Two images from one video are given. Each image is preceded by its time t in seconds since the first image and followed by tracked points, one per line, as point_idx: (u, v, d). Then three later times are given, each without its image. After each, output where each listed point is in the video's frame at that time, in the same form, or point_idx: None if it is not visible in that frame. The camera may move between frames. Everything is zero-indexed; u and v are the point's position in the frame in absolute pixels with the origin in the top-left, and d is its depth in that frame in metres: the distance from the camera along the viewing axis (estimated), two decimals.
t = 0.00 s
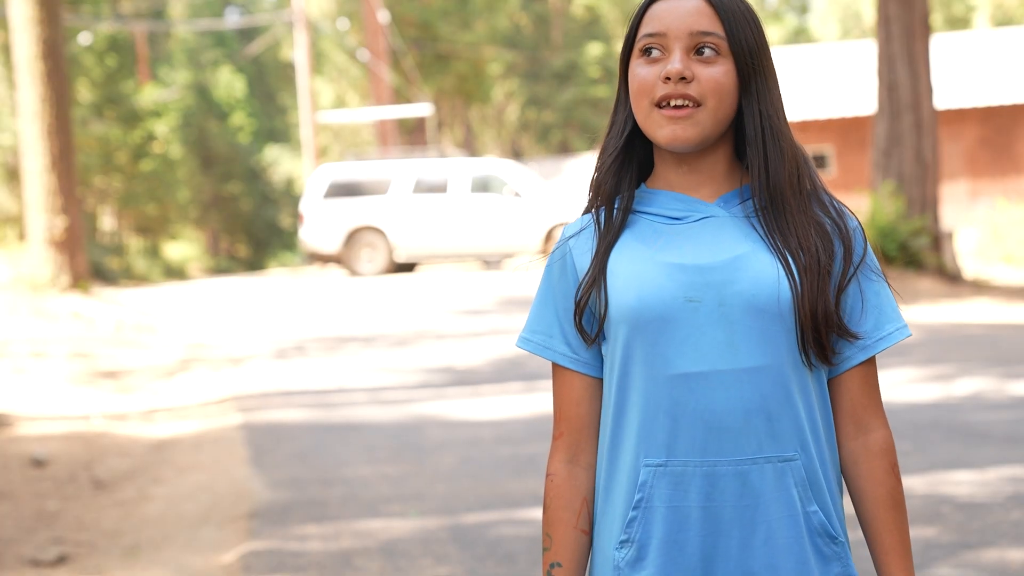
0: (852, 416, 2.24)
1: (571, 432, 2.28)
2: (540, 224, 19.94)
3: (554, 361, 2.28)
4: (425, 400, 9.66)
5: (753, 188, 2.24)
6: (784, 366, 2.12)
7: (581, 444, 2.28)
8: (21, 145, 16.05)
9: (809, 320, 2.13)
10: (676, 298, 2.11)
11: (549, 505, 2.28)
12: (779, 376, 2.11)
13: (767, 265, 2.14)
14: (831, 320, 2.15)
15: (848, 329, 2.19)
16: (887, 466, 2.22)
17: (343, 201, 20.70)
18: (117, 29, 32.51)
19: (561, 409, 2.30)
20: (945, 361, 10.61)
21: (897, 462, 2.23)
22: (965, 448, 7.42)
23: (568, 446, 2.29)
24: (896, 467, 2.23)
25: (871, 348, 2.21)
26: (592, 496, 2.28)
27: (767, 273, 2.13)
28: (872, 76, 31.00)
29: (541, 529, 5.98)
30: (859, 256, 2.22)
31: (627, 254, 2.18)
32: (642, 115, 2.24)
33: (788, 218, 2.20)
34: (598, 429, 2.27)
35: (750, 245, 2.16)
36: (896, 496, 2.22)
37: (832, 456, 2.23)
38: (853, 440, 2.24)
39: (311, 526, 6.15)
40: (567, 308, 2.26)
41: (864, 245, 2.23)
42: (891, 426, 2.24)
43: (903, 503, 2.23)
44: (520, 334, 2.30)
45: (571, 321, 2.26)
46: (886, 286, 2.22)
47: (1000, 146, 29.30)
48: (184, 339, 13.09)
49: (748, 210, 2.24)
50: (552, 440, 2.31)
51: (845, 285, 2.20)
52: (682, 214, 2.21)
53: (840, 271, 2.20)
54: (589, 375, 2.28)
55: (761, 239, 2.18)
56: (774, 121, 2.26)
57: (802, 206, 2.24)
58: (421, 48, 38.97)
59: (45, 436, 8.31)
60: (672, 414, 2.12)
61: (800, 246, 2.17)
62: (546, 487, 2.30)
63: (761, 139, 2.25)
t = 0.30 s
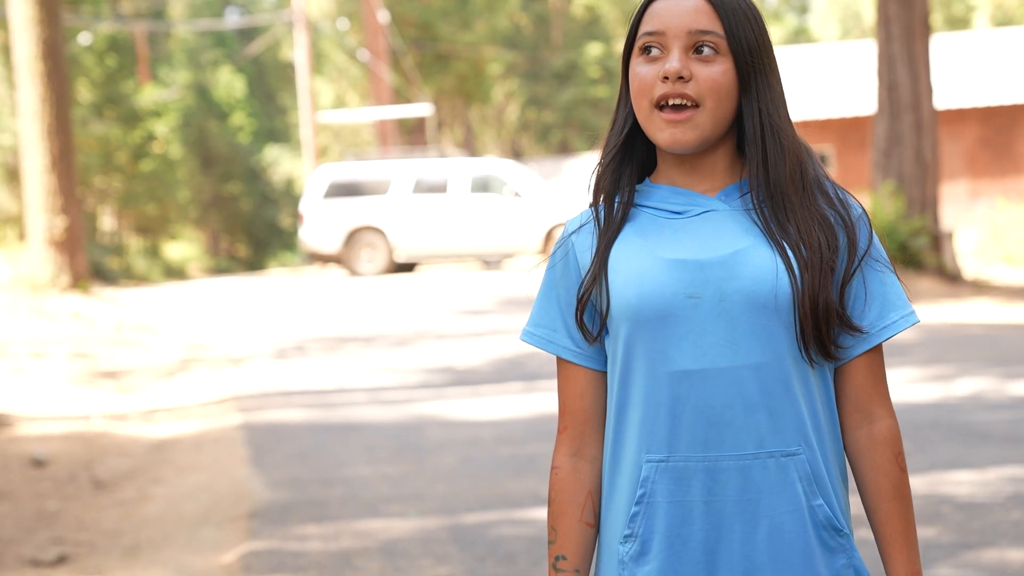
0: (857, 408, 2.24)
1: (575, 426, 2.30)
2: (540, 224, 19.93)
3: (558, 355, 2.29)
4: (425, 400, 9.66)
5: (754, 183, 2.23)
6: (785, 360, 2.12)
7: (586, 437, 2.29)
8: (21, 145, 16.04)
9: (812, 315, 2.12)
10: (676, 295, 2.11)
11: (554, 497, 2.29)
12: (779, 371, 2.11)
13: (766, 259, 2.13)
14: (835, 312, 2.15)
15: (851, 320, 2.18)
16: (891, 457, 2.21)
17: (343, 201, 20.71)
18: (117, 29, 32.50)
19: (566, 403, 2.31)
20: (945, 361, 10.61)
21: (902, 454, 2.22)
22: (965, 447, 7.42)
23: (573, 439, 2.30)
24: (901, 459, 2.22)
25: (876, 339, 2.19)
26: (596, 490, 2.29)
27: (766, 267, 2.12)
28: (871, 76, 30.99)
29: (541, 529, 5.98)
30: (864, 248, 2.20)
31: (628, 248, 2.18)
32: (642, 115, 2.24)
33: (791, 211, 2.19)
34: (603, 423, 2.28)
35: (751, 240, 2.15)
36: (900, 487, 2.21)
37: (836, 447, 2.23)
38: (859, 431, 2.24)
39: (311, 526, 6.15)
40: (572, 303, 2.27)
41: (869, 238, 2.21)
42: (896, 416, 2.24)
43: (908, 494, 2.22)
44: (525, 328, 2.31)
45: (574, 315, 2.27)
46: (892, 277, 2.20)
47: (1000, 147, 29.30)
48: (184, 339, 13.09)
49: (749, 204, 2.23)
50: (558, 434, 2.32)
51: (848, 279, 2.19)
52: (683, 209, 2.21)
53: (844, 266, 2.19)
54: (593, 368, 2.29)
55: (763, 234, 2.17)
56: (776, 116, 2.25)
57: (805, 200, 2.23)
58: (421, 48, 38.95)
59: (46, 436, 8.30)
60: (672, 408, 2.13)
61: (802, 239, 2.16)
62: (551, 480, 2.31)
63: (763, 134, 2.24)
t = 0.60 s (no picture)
0: (856, 407, 2.24)
1: (576, 427, 2.30)
2: (540, 224, 19.93)
3: (558, 358, 2.29)
4: (426, 399, 9.66)
5: (751, 184, 2.23)
6: (785, 362, 2.12)
7: (587, 438, 2.29)
8: (21, 145, 16.03)
9: (810, 316, 2.13)
10: (673, 300, 2.11)
11: (556, 499, 2.30)
12: (778, 373, 2.11)
13: (763, 261, 2.13)
14: (832, 312, 2.15)
15: (848, 320, 2.18)
16: (890, 456, 2.21)
17: (343, 201, 20.71)
18: (117, 29, 32.48)
19: (566, 405, 2.32)
20: (945, 362, 10.61)
21: (899, 455, 2.23)
22: (964, 448, 7.42)
23: (573, 441, 2.30)
24: (899, 459, 2.22)
25: (875, 339, 2.19)
26: (597, 492, 2.29)
27: (763, 271, 2.12)
28: (871, 76, 30.99)
29: (541, 529, 5.98)
30: (863, 248, 2.20)
31: (626, 251, 2.18)
32: (641, 115, 2.24)
33: (790, 213, 2.19)
34: (605, 423, 2.28)
35: (749, 243, 2.15)
36: (899, 486, 2.21)
37: (836, 444, 2.23)
38: (857, 429, 2.24)
39: (311, 526, 6.15)
40: (571, 305, 2.27)
41: (868, 236, 2.21)
42: (894, 415, 2.24)
43: (906, 493, 2.22)
44: (525, 330, 2.32)
45: (574, 315, 2.27)
46: (891, 277, 2.19)
47: (1000, 147, 29.30)
48: (185, 339, 13.09)
49: (746, 206, 2.23)
50: (558, 435, 2.33)
51: (847, 280, 2.19)
52: (681, 211, 2.21)
53: (843, 267, 2.19)
54: (594, 371, 2.29)
55: (761, 236, 2.16)
56: (773, 114, 2.25)
57: (802, 199, 2.23)
58: (421, 48, 38.90)
59: (45, 436, 8.31)
60: (672, 411, 2.13)
61: (800, 239, 2.16)
62: (551, 482, 2.32)
63: (760, 133, 2.24)
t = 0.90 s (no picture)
0: (856, 406, 2.24)
1: (577, 428, 2.30)
2: (540, 225, 19.92)
3: (558, 360, 2.29)
4: (426, 400, 9.66)
5: (752, 183, 2.23)
6: (786, 361, 2.12)
7: (586, 439, 2.29)
8: (21, 145, 16.03)
9: (813, 316, 2.13)
10: (675, 300, 2.11)
11: (557, 500, 2.29)
12: (779, 374, 2.11)
13: (763, 262, 2.13)
14: (833, 310, 2.15)
15: (850, 317, 2.18)
16: (891, 454, 2.21)
17: (343, 201, 20.71)
18: (117, 29, 32.47)
19: (567, 406, 2.31)
20: (945, 362, 10.62)
21: (900, 452, 2.22)
22: (965, 448, 7.43)
23: (573, 442, 2.30)
24: (899, 458, 2.22)
25: (876, 338, 2.19)
26: (598, 493, 2.28)
27: (764, 271, 2.12)
28: (871, 76, 30.99)
29: (541, 529, 5.98)
30: (864, 247, 2.19)
31: (627, 253, 2.18)
32: (643, 115, 2.24)
33: (791, 212, 2.19)
34: (606, 425, 2.28)
35: (751, 243, 2.15)
36: (900, 485, 2.21)
37: (836, 444, 2.23)
38: (857, 427, 2.23)
39: (311, 526, 6.15)
40: (571, 308, 2.27)
41: (868, 236, 2.21)
42: (896, 413, 2.24)
43: (907, 490, 2.23)
44: (526, 332, 2.31)
45: (575, 315, 2.27)
46: (891, 272, 2.20)
47: (1000, 147, 29.31)
48: (184, 338, 13.09)
49: (748, 206, 2.23)
50: (558, 437, 2.32)
51: (848, 279, 2.19)
52: (684, 212, 2.20)
53: (845, 265, 2.19)
54: (596, 372, 2.29)
55: (762, 236, 2.17)
56: (775, 113, 2.25)
57: (803, 197, 2.23)
58: (421, 48, 38.82)
59: (45, 436, 8.31)
60: (674, 411, 2.13)
61: (802, 238, 2.16)
62: (552, 482, 2.31)
63: (763, 132, 2.24)
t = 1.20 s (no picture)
0: (853, 414, 2.24)
1: (575, 430, 2.29)
2: (540, 225, 19.92)
3: (558, 360, 2.28)
4: (426, 400, 9.67)
5: (756, 188, 2.23)
6: (787, 365, 2.12)
7: (585, 441, 2.29)
8: (21, 145, 16.03)
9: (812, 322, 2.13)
10: (676, 303, 2.10)
11: (556, 503, 2.29)
12: (779, 376, 2.12)
13: (766, 266, 2.13)
14: (832, 319, 2.15)
15: (848, 326, 2.18)
16: (886, 462, 2.22)
17: (343, 201, 20.71)
18: (117, 29, 32.44)
19: (565, 407, 2.30)
20: (945, 362, 10.62)
21: (897, 460, 2.23)
22: (965, 448, 7.43)
23: (572, 444, 2.30)
24: (895, 465, 2.23)
25: (871, 346, 2.19)
26: (598, 493, 2.28)
27: (765, 276, 2.12)
28: (871, 76, 30.98)
29: (541, 529, 5.98)
30: (862, 257, 2.20)
31: (627, 255, 2.18)
32: (653, 112, 2.23)
33: (793, 222, 2.19)
34: (605, 426, 2.28)
35: (751, 247, 2.15)
36: (898, 491, 2.21)
37: (836, 450, 2.22)
38: (853, 434, 2.24)
39: (311, 526, 6.15)
40: (571, 308, 2.27)
41: (869, 245, 2.22)
42: (891, 421, 2.24)
43: (904, 499, 2.22)
44: (523, 330, 2.31)
45: (574, 315, 2.26)
46: (888, 284, 2.20)
47: (1000, 147, 29.31)
48: (184, 339, 13.10)
49: (751, 211, 2.22)
50: (557, 438, 2.32)
51: (847, 285, 2.19)
52: (683, 216, 2.20)
53: (844, 273, 2.19)
54: (595, 373, 2.29)
55: (763, 241, 2.17)
56: (782, 121, 2.25)
57: (806, 207, 2.23)
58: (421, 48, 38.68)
59: (46, 436, 8.31)
60: (674, 411, 2.13)
61: (803, 245, 2.16)
62: (552, 484, 2.31)
63: (770, 139, 2.24)
